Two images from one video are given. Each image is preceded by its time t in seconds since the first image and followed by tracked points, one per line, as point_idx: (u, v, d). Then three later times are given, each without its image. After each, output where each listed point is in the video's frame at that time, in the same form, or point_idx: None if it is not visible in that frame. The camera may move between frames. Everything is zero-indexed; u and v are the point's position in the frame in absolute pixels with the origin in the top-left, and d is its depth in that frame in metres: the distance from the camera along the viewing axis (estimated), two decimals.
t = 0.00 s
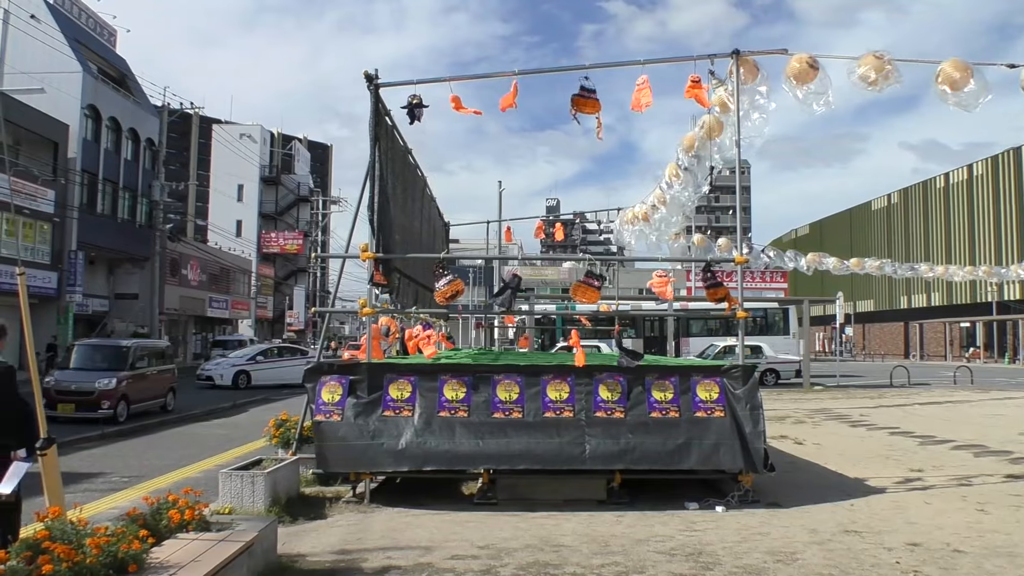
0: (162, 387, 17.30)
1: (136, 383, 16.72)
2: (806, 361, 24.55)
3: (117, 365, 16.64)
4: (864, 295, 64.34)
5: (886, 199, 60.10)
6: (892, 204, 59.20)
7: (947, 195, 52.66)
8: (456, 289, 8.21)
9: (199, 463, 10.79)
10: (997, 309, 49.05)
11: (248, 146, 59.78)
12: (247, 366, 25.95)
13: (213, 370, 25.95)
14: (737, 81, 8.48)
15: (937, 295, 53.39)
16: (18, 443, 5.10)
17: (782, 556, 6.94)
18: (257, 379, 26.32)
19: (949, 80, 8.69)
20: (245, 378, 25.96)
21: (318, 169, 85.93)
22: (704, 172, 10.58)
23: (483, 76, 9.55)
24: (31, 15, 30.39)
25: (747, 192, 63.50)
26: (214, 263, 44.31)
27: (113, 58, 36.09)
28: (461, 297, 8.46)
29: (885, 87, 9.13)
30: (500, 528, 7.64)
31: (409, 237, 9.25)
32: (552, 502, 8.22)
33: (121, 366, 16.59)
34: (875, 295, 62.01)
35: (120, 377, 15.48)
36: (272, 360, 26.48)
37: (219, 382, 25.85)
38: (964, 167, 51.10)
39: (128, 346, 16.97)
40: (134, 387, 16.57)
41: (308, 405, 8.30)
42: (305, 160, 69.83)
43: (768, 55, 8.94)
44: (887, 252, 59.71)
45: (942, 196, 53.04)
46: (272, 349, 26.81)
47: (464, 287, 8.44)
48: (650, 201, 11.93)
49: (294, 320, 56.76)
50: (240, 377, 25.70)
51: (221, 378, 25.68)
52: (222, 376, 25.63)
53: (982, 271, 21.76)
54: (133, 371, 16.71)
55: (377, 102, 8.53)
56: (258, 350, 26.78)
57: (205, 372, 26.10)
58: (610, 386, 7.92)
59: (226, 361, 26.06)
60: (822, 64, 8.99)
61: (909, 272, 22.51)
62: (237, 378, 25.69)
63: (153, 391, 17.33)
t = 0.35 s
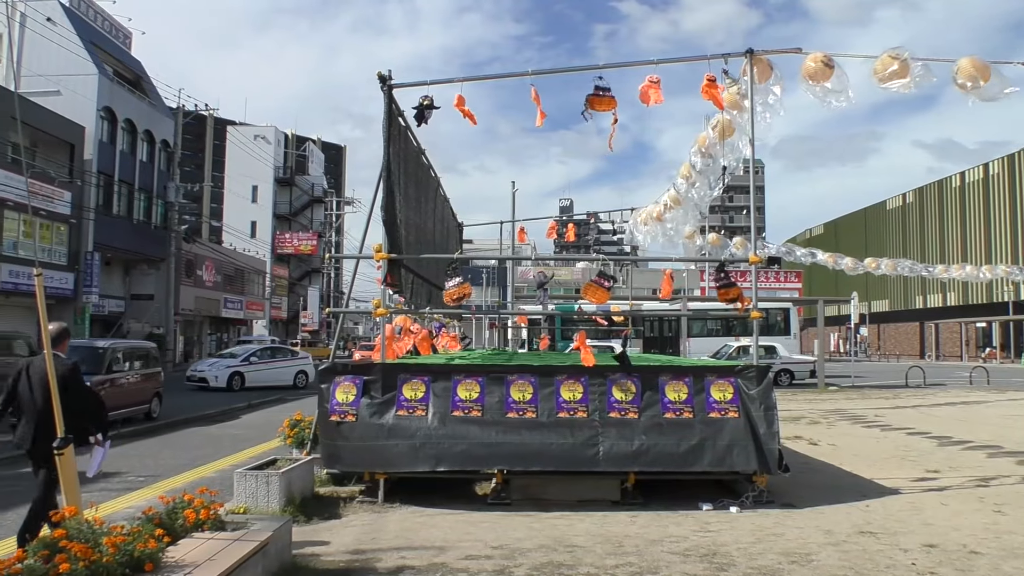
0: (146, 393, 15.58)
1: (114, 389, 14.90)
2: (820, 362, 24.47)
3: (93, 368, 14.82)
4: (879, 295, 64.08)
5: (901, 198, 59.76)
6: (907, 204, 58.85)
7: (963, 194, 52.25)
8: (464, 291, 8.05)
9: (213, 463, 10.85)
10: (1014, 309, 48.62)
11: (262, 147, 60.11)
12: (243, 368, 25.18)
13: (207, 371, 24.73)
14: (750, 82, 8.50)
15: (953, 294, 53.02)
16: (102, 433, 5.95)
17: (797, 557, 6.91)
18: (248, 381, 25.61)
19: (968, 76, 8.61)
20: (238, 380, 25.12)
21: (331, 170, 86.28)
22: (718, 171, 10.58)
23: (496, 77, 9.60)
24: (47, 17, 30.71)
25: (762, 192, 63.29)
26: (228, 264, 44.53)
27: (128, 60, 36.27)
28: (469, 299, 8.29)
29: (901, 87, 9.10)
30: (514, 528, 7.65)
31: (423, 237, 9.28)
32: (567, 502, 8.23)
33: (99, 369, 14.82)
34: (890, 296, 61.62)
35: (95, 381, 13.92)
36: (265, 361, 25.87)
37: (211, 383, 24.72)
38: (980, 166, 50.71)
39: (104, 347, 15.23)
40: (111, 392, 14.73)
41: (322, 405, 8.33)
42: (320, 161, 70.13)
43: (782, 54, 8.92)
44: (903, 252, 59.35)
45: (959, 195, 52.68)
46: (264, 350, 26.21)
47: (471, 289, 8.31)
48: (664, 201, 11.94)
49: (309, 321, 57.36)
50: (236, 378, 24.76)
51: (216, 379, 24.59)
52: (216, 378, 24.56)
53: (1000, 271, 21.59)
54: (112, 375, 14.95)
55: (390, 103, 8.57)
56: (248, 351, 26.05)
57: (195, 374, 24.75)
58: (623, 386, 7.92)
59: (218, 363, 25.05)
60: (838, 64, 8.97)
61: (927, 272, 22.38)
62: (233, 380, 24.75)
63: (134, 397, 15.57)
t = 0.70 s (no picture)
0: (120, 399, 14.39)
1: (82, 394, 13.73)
2: (836, 363, 24.39)
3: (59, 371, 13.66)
4: (895, 296, 63.83)
5: (916, 199, 59.47)
6: (922, 204, 58.57)
7: (980, 193, 51.88)
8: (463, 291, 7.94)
9: (227, 463, 10.89)
10: None
11: (276, 148, 60.44)
12: (234, 370, 24.57)
13: (198, 373, 24.00)
14: (765, 82, 8.48)
15: (970, 294, 52.71)
16: (147, 420, 6.36)
17: (813, 559, 6.87)
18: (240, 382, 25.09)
19: (987, 76, 8.56)
20: (230, 382, 24.53)
21: (345, 171, 86.65)
22: (731, 172, 10.57)
23: (509, 77, 9.62)
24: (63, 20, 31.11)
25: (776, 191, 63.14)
26: (242, 264, 44.74)
27: (143, 63, 36.45)
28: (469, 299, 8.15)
29: (916, 89, 9.04)
30: (528, 529, 7.65)
31: (436, 238, 9.29)
32: (580, 503, 8.23)
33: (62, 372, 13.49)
34: (907, 296, 61.32)
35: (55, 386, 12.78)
36: (257, 362, 25.30)
37: (202, 385, 24.02)
38: (997, 165, 50.39)
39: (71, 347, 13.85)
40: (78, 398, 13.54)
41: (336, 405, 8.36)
42: (334, 162, 70.43)
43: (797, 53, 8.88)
44: (919, 252, 59.03)
45: (975, 195, 52.33)
46: (254, 350, 25.56)
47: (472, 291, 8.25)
48: (676, 202, 11.94)
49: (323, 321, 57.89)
50: (228, 380, 24.17)
51: (208, 381, 23.89)
52: (208, 380, 23.92)
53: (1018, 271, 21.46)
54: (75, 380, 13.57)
55: (404, 104, 8.57)
56: (237, 351, 25.43)
57: (185, 375, 24.03)
58: (637, 387, 7.91)
59: (209, 364, 24.34)
60: (851, 64, 8.93)
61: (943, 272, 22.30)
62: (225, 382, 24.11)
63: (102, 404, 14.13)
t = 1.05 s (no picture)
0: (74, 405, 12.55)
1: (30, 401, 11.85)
2: (850, 364, 24.35)
3: None
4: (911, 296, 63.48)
5: (931, 198, 59.17)
6: (937, 204, 58.26)
7: (995, 194, 51.51)
8: (492, 288, 8.20)
9: (241, 463, 10.94)
10: None
11: (290, 149, 60.66)
12: (222, 371, 23.70)
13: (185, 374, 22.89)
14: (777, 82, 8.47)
15: (985, 295, 52.40)
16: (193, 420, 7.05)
17: (827, 560, 6.84)
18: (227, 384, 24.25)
19: (1003, 76, 8.50)
20: (218, 383, 23.64)
21: (358, 172, 86.93)
22: (744, 172, 10.55)
23: (523, 77, 9.64)
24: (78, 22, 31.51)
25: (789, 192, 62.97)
26: (256, 264, 44.91)
27: (158, 64, 36.69)
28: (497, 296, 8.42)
29: (930, 90, 8.99)
30: (540, 530, 7.65)
31: (449, 238, 9.33)
32: (593, 504, 8.22)
33: (7, 376, 11.52)
34: (922, 297, 60.93)
35: None
36: (245, 362, 24.57)
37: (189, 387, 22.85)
38: (1013, 165, 50.06)
39: (17, 347, 11.90)
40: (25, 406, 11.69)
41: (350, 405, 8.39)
42: (346, 163, 70.61)
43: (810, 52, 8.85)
44: (934, 252, 58.70)
45: (991, 195, 51.97)
46: (241, 350, 24.81)
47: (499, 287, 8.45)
48: (689, 202, 11.92)
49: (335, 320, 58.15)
50: (218, 381, 23.26)
51: (196, 383, 22.80)
52: (197, 381, 22.84)
53: None
54: (22, 385, 11.62)
55: (416, 104, 8.60)
56: (223, 351, 24.59)
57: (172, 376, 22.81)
58: (651, 387, 7.91)
59: (196, 365, 23.31)
60: (862, 64, 8.89)
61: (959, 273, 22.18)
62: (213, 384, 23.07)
63: (47, 414, 12.10)
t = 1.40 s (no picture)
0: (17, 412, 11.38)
1: None
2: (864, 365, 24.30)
3: None
4: (925, 296, 63.18)
5: (947, 198, 58.85)
6: (953, 204, 57.95)
7: (1010, 193, 51.17)
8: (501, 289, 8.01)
9: (254, 463, 10.99)
10: None
11: (303, 149, 60.80)
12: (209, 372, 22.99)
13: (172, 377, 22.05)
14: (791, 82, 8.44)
15: (1000, 295, 52.13)
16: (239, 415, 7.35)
17: (843, 562, 6.82)
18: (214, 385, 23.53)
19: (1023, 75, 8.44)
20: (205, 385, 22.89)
21: (370, 171, 87.11)
22: (758, 172, 10.52)
23: (536, 77, 9.65)
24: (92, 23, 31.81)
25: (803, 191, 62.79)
26: (268, 264, 45.08)
27: (172, 65, 36.90)
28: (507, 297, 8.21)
29: (948, 88, 8.94)
30: (554, 530, 7.65)
31: (462, 238, 9.34)
32: (607, 504, 8.22)
33: None
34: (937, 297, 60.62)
35: None
36: (232, 363, 23.78)
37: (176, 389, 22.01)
38: None
39: None
40: None
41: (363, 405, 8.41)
42: (359, 163, 70.74)
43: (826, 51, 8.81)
44: (948, 252, 58.42)
45: (1005, 194, 51.64)
46: (227, 350, 24.05)
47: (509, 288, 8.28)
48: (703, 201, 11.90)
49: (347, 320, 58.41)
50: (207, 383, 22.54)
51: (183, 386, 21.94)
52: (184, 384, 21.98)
53: None
54: None
55: (430, 104, 8.59)
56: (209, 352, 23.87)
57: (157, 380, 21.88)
58: (665, 388, 7.89)
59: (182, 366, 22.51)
60: (879, 63, 8.83)
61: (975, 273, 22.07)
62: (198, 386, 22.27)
63: (20, 418, 11.51)
